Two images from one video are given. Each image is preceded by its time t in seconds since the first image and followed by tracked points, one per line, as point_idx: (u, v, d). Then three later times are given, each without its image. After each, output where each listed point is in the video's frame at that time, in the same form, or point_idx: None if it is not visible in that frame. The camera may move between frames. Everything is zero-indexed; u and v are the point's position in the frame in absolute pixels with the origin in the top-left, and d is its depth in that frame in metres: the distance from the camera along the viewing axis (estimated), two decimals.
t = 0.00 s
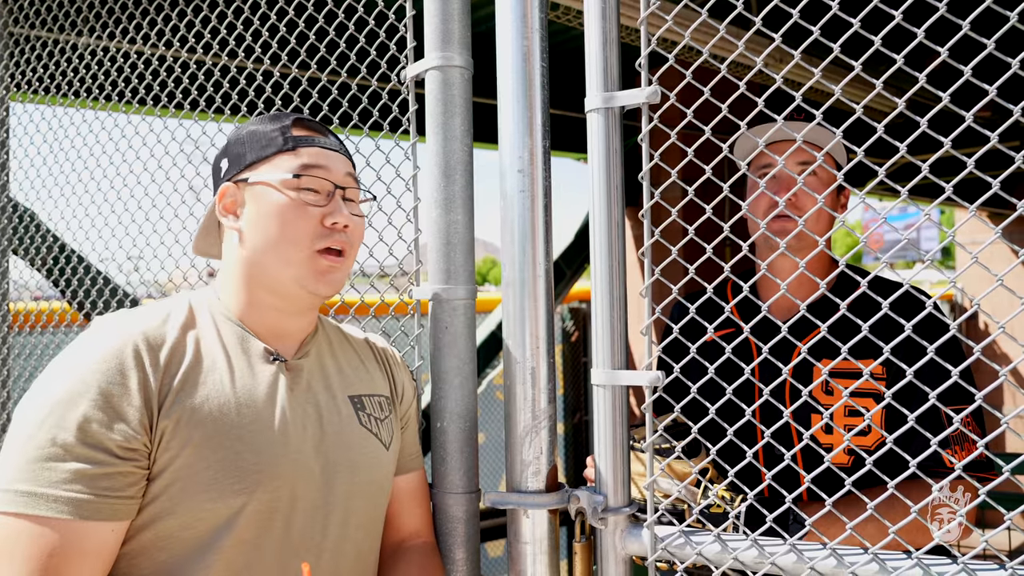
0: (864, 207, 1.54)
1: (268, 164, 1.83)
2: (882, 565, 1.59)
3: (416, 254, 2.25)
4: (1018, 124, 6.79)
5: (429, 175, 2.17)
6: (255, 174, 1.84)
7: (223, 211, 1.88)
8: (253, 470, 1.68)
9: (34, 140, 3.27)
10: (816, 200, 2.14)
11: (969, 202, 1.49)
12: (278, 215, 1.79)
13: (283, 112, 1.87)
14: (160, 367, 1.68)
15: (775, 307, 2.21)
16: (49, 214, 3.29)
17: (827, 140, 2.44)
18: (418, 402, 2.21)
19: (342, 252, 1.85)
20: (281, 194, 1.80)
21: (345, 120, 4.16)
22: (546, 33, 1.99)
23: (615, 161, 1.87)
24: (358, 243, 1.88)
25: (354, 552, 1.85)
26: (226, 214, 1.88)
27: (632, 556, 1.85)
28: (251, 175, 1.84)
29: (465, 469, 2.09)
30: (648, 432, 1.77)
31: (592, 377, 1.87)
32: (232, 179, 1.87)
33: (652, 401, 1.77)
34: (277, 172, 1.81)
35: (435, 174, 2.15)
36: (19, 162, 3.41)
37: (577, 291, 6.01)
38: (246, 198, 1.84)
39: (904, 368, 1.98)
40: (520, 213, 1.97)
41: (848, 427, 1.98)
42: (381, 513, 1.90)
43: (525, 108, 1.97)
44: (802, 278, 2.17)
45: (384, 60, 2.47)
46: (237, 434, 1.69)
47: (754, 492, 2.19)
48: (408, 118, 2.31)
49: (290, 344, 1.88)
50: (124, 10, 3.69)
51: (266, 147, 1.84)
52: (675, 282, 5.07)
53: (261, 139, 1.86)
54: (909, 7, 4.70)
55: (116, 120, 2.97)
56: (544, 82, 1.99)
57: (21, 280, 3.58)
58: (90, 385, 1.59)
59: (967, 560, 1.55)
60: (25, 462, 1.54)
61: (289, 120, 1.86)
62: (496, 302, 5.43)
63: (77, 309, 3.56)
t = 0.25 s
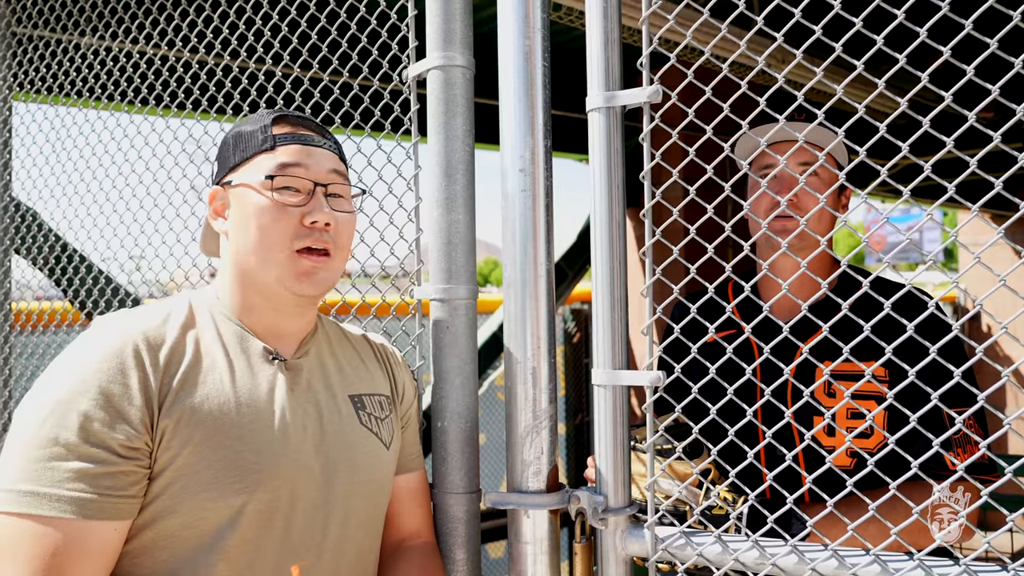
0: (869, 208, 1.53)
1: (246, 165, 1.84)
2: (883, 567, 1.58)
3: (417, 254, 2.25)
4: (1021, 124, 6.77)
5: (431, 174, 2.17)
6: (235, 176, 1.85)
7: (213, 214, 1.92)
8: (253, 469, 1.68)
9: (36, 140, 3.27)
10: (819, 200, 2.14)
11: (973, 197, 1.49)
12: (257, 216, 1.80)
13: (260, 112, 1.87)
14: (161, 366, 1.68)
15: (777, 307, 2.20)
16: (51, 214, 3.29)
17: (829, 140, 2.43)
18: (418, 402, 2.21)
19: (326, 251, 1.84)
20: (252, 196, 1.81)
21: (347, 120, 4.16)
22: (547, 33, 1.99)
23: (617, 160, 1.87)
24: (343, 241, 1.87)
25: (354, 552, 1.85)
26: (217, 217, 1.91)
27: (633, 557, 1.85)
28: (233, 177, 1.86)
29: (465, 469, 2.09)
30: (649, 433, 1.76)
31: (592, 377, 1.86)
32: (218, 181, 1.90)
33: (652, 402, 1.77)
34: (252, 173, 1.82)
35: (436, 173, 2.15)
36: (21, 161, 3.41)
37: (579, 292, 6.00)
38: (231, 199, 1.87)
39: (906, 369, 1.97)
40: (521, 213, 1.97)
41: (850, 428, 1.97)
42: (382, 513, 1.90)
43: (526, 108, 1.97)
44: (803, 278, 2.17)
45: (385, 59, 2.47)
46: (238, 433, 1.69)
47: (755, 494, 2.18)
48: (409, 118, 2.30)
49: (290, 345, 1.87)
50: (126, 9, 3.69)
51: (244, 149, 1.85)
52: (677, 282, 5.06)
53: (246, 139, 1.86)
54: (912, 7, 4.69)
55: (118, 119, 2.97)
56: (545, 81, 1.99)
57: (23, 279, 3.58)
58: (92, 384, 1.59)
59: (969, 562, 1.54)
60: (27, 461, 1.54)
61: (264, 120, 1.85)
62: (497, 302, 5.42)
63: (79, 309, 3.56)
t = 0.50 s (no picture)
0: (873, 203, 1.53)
1: (297, 159, 1.86)
2: (887, 563, 1.58)
3: (421, 250, 2.25)
4: None
5: (435, 170, 2.17)
6: (282, 167, 1.85)
7: (241, 203, 1.87)
8: (260, 463, 1.68)
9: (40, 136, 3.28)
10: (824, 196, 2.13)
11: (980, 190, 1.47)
12: (310, 210, 1.85)
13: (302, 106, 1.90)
14: (166, 361, 1.67)
15: (781, 303, 2.20)
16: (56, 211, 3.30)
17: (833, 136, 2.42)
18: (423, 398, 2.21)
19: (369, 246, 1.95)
20: (316, 186, 1.86)
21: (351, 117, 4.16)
22: (551, 28, 1.99)
23: (621, 156, 1.87)
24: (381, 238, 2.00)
25: (360, 547, 1.85)
26: (244, 207, 1.87)
27: (636, 553, 1.85)
28: (276, 168, 1.85)
29: (469, 465, 2.09)
30: (653, 428, 1.76)
31: (596, 372, 1.86)
32: (251, 170, 1.86)
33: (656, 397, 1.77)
34: (313, 168, 1.86)
35: (440, 169, 2.15)
36: (25, 158, 3.42)
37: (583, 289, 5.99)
38: (270, 191, 1.85)
39: (911, 365, 1.96)
40: (526, 208, 1.96)
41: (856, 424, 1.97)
42: (386, 507, 1.90)
43: (531, 103, 1.97)
44: (807, 273, 2.16)
45: (389, 54, 2.47)
46: (243, 428, 1.69)
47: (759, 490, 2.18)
48: (413, 114, 2.30)
49: (296, 338, 1.89)
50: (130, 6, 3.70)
51: (290, 141, 1.85)
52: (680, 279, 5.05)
53: (291, 129, 1.86)
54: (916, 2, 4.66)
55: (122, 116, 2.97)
56: (550, 77, 1.99)
57: (28, 276, 3.59)
58: (97, 379, 1.59)
59: (974, 558, 1.53)
60: (33, 456, 1.54)
61: (313, 115, 1.90)
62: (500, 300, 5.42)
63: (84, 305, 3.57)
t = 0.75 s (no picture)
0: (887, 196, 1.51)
1: (316, 152, 1.87)
2: (899, 559, 1.56)
3: (431, 245, 2.25)
4: None
5: (444, 165, 2.16)
6: (300, 158, 1.86)
7: (258, 191, 1.88)
8: (274, 457, 1.69)
9: (54, 132, 3.30)
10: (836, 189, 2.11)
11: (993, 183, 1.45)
12: (328, 202, 1.85)
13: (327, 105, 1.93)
14: (182, 355, 1.69)
15: (792, 298, 2.18)
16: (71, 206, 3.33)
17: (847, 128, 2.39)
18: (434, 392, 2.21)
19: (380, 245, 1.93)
20: (332, 180, 1.86)
21: (361, 111, 4.16)
22: (561, 21, 1.98)
23: (630, 149, 1.86)
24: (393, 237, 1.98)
25: (372, 540, 1.86)
26: (261, 195, 1.88)
27: (646, 548, 1.84)
28: (295, 159, 1.86)
29: (479, 459, 2.09)
30: (662, 423, 1.75)
31: (606, 367, 1.86)
32: (270, 160, 1.87)
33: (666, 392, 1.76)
34: (331, 161, 1.86)
35: (449, 164, 2.14)
36: (40, 153, 3.44)
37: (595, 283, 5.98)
38: (286, 181, 1.86)
39: (923, 360, 1.95)
40: (535, 202, 1.96)
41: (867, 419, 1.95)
42: (398, 502, 1.91)
43: (540, 97, 1.96)
44: (819, 267, 2.15)
45: (400, 49, 2.46)
46: (257, 422, 1.70)
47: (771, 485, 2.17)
48: (423, 108, 2.30)
49: (309, 333, 1.90)
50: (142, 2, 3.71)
51: (310, 135, 1.87)
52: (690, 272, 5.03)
53: (312, 126, 1.88)
54: None
55: (135, 111, 2.99)
56: (559, 70, 1.98)
57: (43, 271, 3.62)
58: (115, 372, 1.61)
59: (986, 554, 1.52)
60: (51, 450, 1.56)
61: (336, 115, 1.92)
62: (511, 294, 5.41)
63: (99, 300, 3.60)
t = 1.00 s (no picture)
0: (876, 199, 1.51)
1: (309, 154, 1.87)
2: (888, 563, 1.56)
3: (421, 247, 2.25)
4: None
5: (434, 167, 2.16)
6: (294, 160, 1.85)
7: (251, 194, 1.86)
8: (265, 461, 1.68)
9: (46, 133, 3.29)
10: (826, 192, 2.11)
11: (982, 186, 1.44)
12: (322, 205, 1.85)
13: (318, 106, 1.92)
14: (173, 359, 1.68)
15: (781, 300, 2.19)
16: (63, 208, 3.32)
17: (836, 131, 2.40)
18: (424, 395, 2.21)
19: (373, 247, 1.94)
20: (326, 182, 1.86)
21: (353, 113, 4.16)
22: (550, 24, 1.98)
23: (619, 152, 1.86)
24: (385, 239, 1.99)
25: (362, 544, 1.86)
26: (254, 198, 1.86)
27: (635, 551, 1.84)
28: (289, 161, 1.85)
29: (470, 462, 2.09)
30: (651, 426, 1.75)
31: (594, 370, 1.85)
32: (263, 162, 1.85)
33: (655, 395, 1.76)
34: (327, 163, 1.87)
35: (439, 166, 2.14)
36: (32, 155, 3.44)
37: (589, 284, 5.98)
38: (281, 183, 1.85)
39: (912, 363, 1.94)
40: (524, 205, 1.96)
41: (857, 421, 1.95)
42: (389, 506, 1.91)
43: (530, 100, 1.95)
44: (808, 270, 2.15)
45: (391, 51, 2.46)
46: (248, 425, 1.69)
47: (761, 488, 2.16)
48: (413, 111, 2.29)
49: (300, 335, 1.89)
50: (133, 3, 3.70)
51: (303, 137, 1.86)
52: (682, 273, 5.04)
53: (305, 129, 1.87)
54: None
55: (126, 113, 2.99)
56: (548, 73, 1.98)
57: (35, 273, 3.61)
58: (106, 376, 1.60)
59: (974, 558, 1.51)
60: (41, 455, 1.55)
61: (327, 116, 1.91)
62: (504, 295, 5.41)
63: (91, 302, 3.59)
